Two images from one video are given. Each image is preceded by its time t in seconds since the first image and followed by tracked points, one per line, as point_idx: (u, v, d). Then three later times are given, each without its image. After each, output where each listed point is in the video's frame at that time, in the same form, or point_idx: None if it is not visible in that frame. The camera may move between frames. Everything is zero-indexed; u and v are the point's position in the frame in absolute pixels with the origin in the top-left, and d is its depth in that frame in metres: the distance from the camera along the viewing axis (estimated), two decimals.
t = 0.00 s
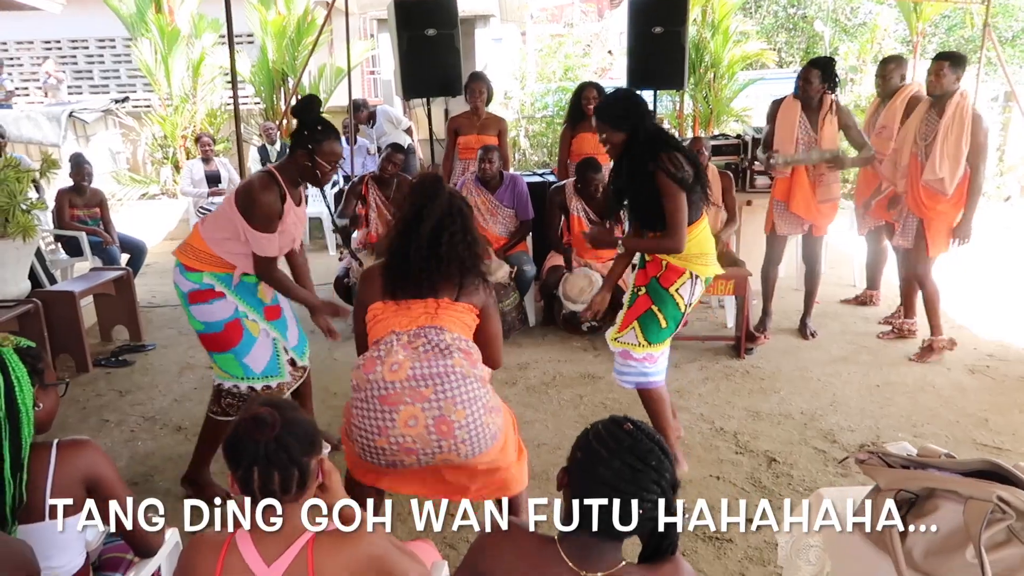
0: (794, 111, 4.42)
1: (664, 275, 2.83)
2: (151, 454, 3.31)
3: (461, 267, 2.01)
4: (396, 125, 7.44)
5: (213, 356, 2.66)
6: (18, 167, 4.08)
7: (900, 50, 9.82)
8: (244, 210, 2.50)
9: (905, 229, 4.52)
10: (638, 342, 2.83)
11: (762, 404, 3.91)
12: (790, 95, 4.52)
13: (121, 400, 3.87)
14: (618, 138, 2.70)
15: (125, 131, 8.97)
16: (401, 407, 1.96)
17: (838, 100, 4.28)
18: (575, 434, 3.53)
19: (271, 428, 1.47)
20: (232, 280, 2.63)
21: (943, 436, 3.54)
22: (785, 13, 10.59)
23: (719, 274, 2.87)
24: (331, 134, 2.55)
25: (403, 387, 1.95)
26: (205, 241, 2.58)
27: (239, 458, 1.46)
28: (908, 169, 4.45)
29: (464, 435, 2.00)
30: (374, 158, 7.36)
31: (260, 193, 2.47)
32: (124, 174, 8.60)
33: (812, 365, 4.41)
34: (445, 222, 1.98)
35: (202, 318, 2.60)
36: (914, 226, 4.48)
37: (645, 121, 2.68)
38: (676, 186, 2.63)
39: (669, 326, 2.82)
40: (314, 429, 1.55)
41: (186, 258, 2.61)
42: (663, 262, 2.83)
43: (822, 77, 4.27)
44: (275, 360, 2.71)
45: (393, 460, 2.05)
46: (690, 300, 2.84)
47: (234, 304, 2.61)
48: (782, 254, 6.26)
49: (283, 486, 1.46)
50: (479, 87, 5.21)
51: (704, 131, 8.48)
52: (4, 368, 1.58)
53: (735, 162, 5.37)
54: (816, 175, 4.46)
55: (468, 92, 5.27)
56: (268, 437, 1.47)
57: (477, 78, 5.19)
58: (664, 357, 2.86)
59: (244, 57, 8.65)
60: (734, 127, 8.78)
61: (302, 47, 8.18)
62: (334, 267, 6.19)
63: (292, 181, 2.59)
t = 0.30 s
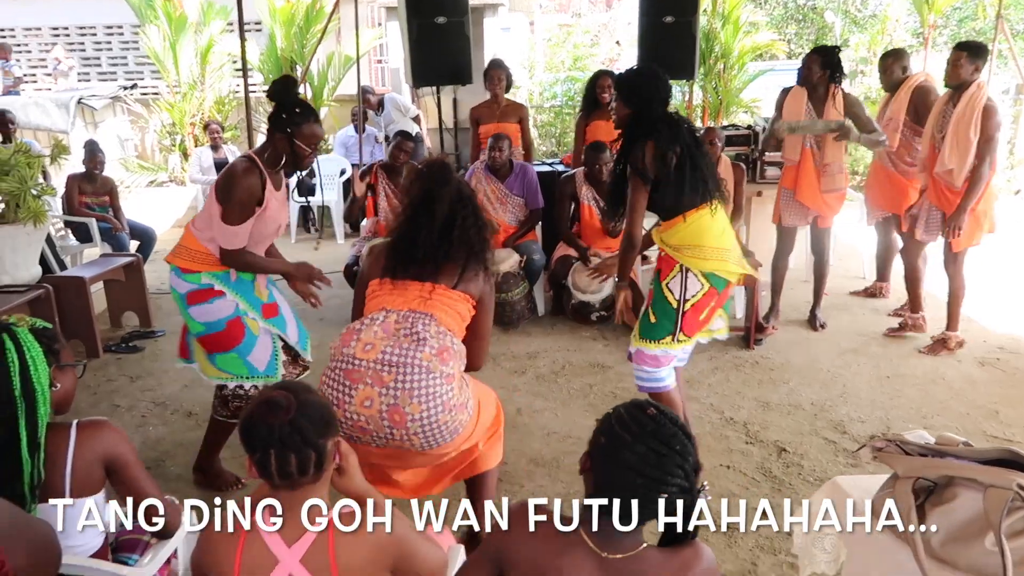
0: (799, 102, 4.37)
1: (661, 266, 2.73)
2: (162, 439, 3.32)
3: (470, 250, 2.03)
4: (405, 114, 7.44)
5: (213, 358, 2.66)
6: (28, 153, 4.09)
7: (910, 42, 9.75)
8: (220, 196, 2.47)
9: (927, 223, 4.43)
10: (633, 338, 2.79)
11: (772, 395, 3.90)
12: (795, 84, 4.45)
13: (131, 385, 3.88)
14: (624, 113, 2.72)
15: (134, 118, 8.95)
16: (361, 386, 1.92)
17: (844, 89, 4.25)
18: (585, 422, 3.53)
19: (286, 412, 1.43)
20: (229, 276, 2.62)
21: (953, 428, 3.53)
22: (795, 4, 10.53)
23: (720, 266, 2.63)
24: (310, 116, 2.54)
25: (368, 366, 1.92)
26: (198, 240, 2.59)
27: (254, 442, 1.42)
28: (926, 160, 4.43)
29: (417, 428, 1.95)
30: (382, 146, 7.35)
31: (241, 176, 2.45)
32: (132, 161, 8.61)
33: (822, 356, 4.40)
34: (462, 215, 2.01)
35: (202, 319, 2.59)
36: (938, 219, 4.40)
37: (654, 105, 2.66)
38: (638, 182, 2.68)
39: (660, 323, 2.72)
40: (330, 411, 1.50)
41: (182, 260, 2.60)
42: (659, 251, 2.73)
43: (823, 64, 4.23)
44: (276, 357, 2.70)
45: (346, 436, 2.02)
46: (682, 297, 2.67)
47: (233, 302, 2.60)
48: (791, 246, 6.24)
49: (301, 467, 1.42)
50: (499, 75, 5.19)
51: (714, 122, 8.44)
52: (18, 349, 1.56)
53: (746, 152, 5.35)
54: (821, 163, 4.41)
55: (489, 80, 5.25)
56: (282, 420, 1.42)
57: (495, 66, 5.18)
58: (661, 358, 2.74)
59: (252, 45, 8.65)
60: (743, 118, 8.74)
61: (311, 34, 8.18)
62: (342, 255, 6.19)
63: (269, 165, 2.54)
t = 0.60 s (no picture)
0: (819, 92, 4.32)
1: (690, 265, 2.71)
2: (198, 425, 3.37)
3: (511, 239, 2.03)
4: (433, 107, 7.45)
5: (261, 336, 2.70)
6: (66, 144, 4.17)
7: (945, 33, 9.57)
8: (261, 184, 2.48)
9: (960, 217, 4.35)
10: (668, 338, 2.81)
11: (804, 389, 3.87)
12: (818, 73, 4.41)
13: (166, 373, 3.94)
14: (660, 113, 2.64)
15: (165, 111, 9.05)
16: (405, 373, 1.96)
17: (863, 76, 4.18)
18: (615, 414, 3.53)
19: (334, 398, 1.47)
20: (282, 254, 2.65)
21: (991, 424, 3.47)
22: None
23: (752, 257, 2.61)
24: (350, 104, 2.53)
25: (413, 353, 1.96)
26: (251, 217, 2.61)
27: (302, 425, 1.46)
28: (961, 155, 4.37)
29: (458, 418, 1.98)
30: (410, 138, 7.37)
31: (279, 167, 2.46)
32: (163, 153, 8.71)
33: (854, 351, 4.35)
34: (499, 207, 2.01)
35: (257, 295, 2.63)
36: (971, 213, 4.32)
37: (692, 105, 2.58)
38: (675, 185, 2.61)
39: (693, 322, 2.73)
40: (376, 397, 1.54)
41: (239, 233, 2.65)
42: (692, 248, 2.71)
43: (846, 53, 4.18)
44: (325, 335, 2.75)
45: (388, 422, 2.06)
46: (715, 293, 2.67)
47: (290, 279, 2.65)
48: (822, 240, 6.17)
49: (347, 451, 1.45)
50: (530, 68, 5.16)
51: (743, 114, 8.34)
52: (64, 331, 1.59)
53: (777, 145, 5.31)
54: (837, 152, 4.34)
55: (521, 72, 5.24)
56: (331, 407, 1.46)
57: (528, 57, 5.15)
58: (693, 357, 2.76)
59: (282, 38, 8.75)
60: (773, 111, 8.64)
61: (339, 27, 8.23)
62: (371, 246, 6.22)
63: (311, 151, 2.54)
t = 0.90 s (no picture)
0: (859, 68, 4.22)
1: (754, 241, 2.70)
2: (241, 402, 3.42)
3: (567, 218, 2.01)
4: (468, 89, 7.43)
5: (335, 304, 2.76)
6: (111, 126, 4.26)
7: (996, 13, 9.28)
8: (331, 166, 2.54)
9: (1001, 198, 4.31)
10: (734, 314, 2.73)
11: (847, 375, 3.81)
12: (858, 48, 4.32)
13: (209, 351, 4.00)
14: (717, 94, 2.62)
15: (204, 94, 9.15)
16: (533, 370, 2.00)
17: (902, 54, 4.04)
18: (655, 397, 3.50)
19: (394, 370, 1.50)
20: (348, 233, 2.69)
21: None
22: None
23: (818, 232, 2.68)
24: (420, 87, 2.52)
25: (534, 349, 1.99)
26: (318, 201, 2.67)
27: (360, 396, 1.49)
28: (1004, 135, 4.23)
29: (590, 400, 2.06)
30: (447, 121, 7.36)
31: (350, 148, 2.50)
32: (203, 136, 8.83)
33: (899, 337, 4.26)
34: (547, 187, 1.97)
35: (320, 270, 2.70)
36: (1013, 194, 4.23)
37: (748, 83, 2.58)
38: (766, 157, 2.52)
39: (764, 295, 2.70)
40: (432, 374, 1.56)
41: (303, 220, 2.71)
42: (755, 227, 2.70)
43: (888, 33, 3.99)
44: (390, 304, 2.73)
45: (514, 420, 2.11)
46: (786, 266, 2.67)
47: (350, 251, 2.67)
48: (865, 224, 6.05)
49: (401, 424, 1.46)
50: (563, 48, 5.13)
51: (784, 97, 8.20)
52: (119, 304, 1.62)
53: (820, 127, 5.21)
54: (876, 129, 4.23)
55: (551, 54, 5.20)
56: (389, 379, 1.49)
57: (560, 39, 5.12)
58: (765, 329, 2.75)
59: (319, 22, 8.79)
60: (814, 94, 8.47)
61: (376, 10, 8.24)
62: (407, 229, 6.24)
63: (387, 137, 2.56)
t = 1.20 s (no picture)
0: (897, 47, 4.08)
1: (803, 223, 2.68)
2: (279, 386, 3.47)
3: (610, 205, 2.01)
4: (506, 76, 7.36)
5: (385, 290, 2.74)
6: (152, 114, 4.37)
7: None
8: (368, 151, 2.54)
9: None
10: (780, 290, 2.70)
11: (887, 362, 3.74)
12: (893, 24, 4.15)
13: (247, 336, 4.06)
14: (757, 78, 2.58)
15: (241, 83, 9.25)
16: (592, 357, 1.98)
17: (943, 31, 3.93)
18: (690, 384, 3.47)
19: (439, 350, 1.52)
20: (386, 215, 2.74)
21: None
22: None
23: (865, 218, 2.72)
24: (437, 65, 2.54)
25: (592, 337, 1.98)
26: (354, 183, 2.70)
27: (402, 376, 1.50)
28: None
29: (648, 385, 2.04)
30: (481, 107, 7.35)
31: (385, 134, 2.51)
32: (240, 124, 8.94)
33: (941, 325, 4.16)
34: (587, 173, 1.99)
35: (375, 251, 2.69)
36: None
37: (788, 64, 2.55)
38: (809, 134, 2.47)
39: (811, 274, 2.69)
40: (474, 356, 1.57)
41: (342, 198, 2.71)
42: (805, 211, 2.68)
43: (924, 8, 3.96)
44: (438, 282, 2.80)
45: (572, 410, 2.08)
46: (835, 248, 2.70)
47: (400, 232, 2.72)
48: (906, 211, 5.91)
49: (442, 405, 1.46)
50: (592, 34, 5.12)
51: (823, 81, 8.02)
52: (162, 284, 1.65)
53: (861, 111, 5.10)
54: (914, 109, 4.11)
55: (581, 39, 5.19)
56: (434, 358, 1.50)
57: (591, 24, 5.10)
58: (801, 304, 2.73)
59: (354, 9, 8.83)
60: (855, 78, 8.28)
61: None
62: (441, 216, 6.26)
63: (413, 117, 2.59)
